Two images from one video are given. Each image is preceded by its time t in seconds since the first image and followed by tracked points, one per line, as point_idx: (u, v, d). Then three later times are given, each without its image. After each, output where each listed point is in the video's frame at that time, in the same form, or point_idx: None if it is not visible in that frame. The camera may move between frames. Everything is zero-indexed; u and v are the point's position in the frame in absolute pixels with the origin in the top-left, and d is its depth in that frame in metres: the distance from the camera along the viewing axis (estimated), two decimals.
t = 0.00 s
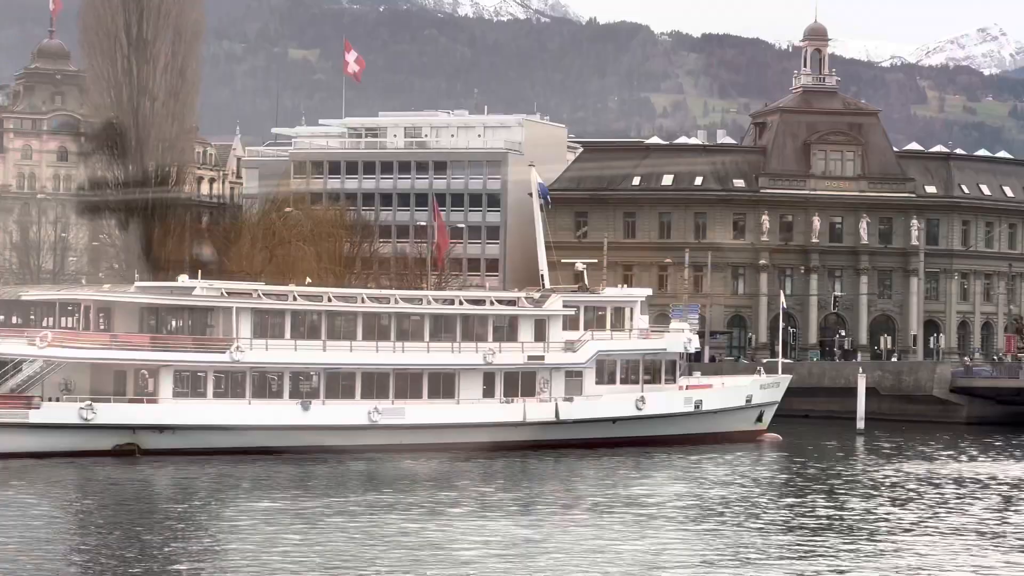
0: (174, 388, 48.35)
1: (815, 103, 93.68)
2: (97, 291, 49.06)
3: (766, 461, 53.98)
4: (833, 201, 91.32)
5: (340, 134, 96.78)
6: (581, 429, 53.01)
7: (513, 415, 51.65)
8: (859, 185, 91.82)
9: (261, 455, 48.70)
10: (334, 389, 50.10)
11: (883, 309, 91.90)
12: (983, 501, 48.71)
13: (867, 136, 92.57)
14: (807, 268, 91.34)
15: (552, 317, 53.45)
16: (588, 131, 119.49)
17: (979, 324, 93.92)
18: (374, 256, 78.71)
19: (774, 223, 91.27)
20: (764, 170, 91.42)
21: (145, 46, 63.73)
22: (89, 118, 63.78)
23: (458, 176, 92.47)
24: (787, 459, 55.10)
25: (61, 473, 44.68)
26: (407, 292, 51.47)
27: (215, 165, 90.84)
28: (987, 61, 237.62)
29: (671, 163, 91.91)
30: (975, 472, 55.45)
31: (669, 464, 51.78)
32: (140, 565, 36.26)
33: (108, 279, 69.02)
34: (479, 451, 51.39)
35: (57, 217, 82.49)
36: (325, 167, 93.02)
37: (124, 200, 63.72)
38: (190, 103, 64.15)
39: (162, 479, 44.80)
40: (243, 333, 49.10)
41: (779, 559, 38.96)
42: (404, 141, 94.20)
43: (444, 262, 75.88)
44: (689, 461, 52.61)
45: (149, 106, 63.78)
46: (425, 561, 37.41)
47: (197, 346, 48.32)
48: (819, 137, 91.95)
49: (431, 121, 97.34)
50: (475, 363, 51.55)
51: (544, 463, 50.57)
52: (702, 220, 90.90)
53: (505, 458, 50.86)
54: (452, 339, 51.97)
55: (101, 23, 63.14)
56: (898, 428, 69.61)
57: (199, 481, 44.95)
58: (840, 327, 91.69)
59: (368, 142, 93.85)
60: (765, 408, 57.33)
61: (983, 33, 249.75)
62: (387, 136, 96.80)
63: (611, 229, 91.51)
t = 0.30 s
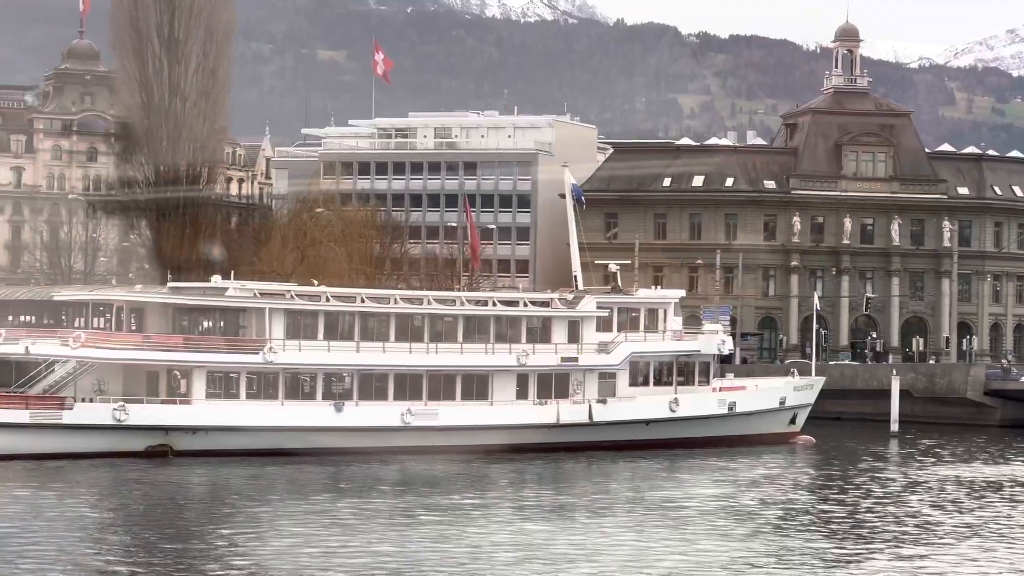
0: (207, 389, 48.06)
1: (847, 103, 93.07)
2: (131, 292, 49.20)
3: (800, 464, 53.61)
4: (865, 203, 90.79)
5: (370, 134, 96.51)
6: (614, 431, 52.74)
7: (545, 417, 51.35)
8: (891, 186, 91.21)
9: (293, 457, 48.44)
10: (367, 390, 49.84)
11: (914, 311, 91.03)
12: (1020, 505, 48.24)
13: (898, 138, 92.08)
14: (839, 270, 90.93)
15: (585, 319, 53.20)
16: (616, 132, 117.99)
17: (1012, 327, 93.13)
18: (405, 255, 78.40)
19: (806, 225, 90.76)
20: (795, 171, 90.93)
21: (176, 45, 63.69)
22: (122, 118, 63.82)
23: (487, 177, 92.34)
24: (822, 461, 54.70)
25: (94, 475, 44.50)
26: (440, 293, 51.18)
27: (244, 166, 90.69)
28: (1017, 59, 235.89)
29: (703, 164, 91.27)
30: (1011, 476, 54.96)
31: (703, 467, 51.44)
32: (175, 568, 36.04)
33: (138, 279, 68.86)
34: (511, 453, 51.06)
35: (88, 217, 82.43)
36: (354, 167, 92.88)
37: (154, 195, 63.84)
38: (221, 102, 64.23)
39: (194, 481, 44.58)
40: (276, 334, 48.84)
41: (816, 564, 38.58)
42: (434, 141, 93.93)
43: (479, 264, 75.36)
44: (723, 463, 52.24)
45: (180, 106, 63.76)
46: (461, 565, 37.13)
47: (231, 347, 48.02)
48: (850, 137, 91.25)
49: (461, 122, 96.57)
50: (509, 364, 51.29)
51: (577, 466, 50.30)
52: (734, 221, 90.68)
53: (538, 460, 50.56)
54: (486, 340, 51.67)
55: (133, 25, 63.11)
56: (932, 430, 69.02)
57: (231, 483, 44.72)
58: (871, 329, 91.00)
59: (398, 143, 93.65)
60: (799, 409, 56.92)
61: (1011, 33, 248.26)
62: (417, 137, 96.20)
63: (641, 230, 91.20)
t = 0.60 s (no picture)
0: (238, 391, 47.84)
1: (876, 106, 91.59)
2: (159, 294, 48.70)
3: (833, 467, 53.26)
4: (896, 205, 89.89)
5: (397, 136, 96.40)
6: (646, 434, 52.46)
7: (577, 419, 51.07)
8: (921, 189, 90.45)
9: (323, 460, 48.22)
10: (398, 392, 49.66)
11: (944, 314, 90.43)
12: None
13: (927, 140, 91.12)
14: (868, 272, 90.26)
15: (617, 321, 52.89)
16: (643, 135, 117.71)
17: None
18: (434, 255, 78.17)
19: (834, 228, 90.25)
20: (824, 173, 90.36)
21: (206, 47, 63.73)
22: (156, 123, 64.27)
23: (515, 179, 92.28)
24: (854, 465, 54.33)
25: (125, 477, 44.36)
26: (472, 295, 50.95)
27: (271, 169, 90.44)
28: None
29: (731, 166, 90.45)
30: None
31: (736, 470, 51.14)
32: (207, 570, 35.84)
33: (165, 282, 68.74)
34: (542, 457, 50.83)
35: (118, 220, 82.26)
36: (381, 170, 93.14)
37: (183, 194, 63.98)
38: (250, 105, 64.34)
39: (225, 484, 44.44)
40: (307, 336, 48.67)
41: (851, 568, 38.27)
42: (462, 143, 93.76)
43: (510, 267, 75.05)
44: (755, 467, 51.93)
45: (210, 107, 63.82)
46: (494, 568, 36.89)
47: (262, 350, 47.78)
48: (879, 140, 90.24)
49: (489, 124, 95.99)
50: (540, 367, 51.05)
51: (609, 469, 50.05)
52: (762, 224, 90.11)
53: (570, 463, 50.33)
54: (518, 343, 51.46)
55: (161, 25, 63.28)
56: (965, 433, 68.50)
57: (262, 486, 44.55)
58: (901, 331, 90.42)
59: (426, 145, 93.57)
60: (831, 413, 56.50)
61: None
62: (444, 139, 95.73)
63: (670, 232, 91.04)
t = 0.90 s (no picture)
0: (267, 395, 47.62)
1: (904, 109, 90.93)
2: (189, 297, 48.50)
3: (863, 472, 52.81)
4: (924, 208, 89.19)
5: (423, 139, 96.23)
6: (675, 438, 52.13)
7: (607, 422, 50.79)
8: (949, 192, 89.81)
9: (353, 463, 48.03)
10: (428, 396, 49.44)
11: (973, 318, 89.68)
12: None
13: (955, 143, 90.24)
14: (895, 275, 89.68)
15: (647, 324, 52.60)
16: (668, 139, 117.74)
17: None
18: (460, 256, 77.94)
19: (862, 231, 89.64)
20: (851, 176, 89.87)
21: (233, 49, 64.08)
22: (181, 124, 64.06)
23: (541, 182, 92.11)
24: (885, 469, 53.87)
25: (155, 480, 44.19)
26: (501, 298, 50.63)
27: (297, 172, 90.25)
28: None
29: (759, 168, 90.48)
30: None
31: (766, 475, 50.77)
32: (239, 573, 35.64)
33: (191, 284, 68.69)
34: (571, 460, 50.59)
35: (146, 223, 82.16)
36: (407, 172, 92.95)
37: (210, 196, 63.82)
38: (277, 107, 64.52)
39: (255, 487, 44.26)
40: (336, 339, 48.39)
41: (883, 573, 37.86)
42: (488, 146, 93.55)
43: (538, 271, 74.78)
44: (786, 471, 51.59)
45: (237, 111, 63.95)
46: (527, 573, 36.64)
47: (291, 353, 47.52)
48: (908, 142, 89.63)
49: (515, 127, 95.90)
50: (570, 370, 50.78)
51: (638, 473, 49.73)
52: (788, 227, 89.60)
53: (599, 467, 50.03)
54: (548, 347, 51.19)
55: (187, 27, 63.59)
56: (996, 437, 67.91)
57: (292, 489, 44.35)
58: (928, 335, 89.41)
59: (451, 148, 93.39)
60: (861, 417, 56.10)
61: None
62: (470, 143, 95.75)
63: (696, 236, 90.53)
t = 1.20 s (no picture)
0: (294, 398, 47.41)
1: (929, 110, 90.22)
2: (216, 297, 48.36)
3: (891, 474, 52.48)
4: (948, 210, 88.60)
5: (446, 141, 96.07)
6: (703, 440, 51.90)
7: (635, 425, 50.60)
8: (974, 194, 89.02)
9: (379, 465, 47.83)
10: (455, 398, 49.24)
11: (999, 320, 89.00)
12: None
13: (981, 145, 89.42)
14: (920, 277, 89.05)
15: (675, 326, 52.30)
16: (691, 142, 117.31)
17: None
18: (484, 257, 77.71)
19: (887, 232, 89.05)
20: (876, 178, 89.22)
21: (258, 50, 64.26)
22: (206, 125, 64.25)
23: (565, 183, 91.93)
24: (913, 471, 53.53)
25: (181, 483, 43.99)
26: (528, 300, 50.37)
27: (319, 173, 89.93)
28: None
29: (783, 170, 90.41)
30: None
31: (794, 477, 50.49)
32: None
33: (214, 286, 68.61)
34: (599, 463, 50.33)
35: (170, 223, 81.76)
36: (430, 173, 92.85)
37: (233, 196, 63.78)
38: (302, 108, 64.76)
39: (283, 489, 44.08)
40: (363, 341, 48.13)
41: None
42: (511, 148, 93.37)
43: (563, 273, 74.38)
44: (815, 473, 51.32)
45: (262, 112, 64.20)
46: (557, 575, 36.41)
47: (318, 355, 47.27)
48: (933, 144, 88.75)
49: (538, 128, 95.97)
50: (598, 372, 50.62)
51: (666, 475, 49.50)
52: (813, 228, 89.16)
53: (627, 469, 49.78)
54: (576, 349, 51.00)
55: (213, 29, 63.80)
56: None
57: (319, 491, 44.18)
58: (953, 337, 88.96)
59: (475, 150, 93.24)
60: (889, 420, 55.74)
61: None
62: (494, 144, 95.71)
63: (720, 238, 90.34)
